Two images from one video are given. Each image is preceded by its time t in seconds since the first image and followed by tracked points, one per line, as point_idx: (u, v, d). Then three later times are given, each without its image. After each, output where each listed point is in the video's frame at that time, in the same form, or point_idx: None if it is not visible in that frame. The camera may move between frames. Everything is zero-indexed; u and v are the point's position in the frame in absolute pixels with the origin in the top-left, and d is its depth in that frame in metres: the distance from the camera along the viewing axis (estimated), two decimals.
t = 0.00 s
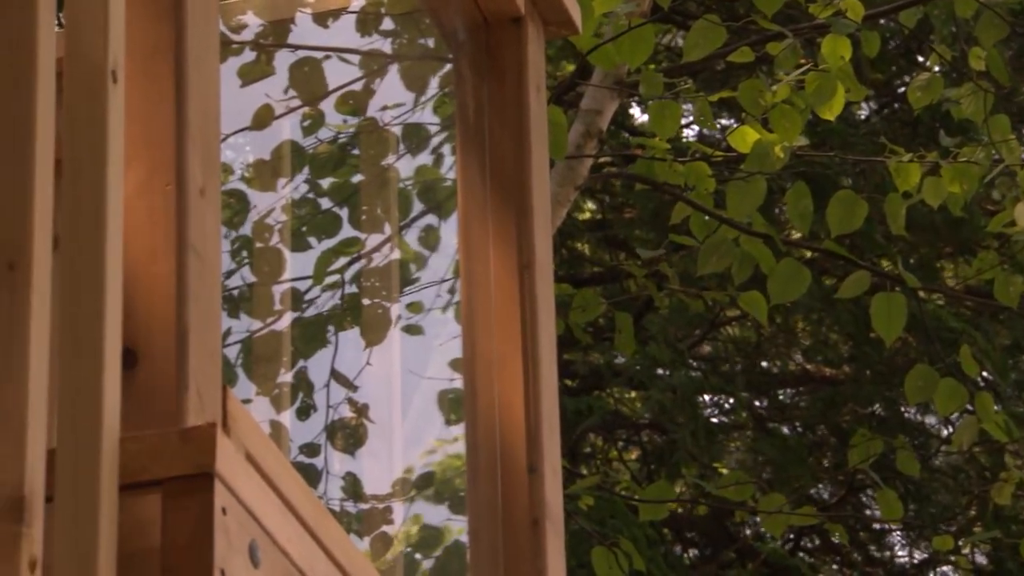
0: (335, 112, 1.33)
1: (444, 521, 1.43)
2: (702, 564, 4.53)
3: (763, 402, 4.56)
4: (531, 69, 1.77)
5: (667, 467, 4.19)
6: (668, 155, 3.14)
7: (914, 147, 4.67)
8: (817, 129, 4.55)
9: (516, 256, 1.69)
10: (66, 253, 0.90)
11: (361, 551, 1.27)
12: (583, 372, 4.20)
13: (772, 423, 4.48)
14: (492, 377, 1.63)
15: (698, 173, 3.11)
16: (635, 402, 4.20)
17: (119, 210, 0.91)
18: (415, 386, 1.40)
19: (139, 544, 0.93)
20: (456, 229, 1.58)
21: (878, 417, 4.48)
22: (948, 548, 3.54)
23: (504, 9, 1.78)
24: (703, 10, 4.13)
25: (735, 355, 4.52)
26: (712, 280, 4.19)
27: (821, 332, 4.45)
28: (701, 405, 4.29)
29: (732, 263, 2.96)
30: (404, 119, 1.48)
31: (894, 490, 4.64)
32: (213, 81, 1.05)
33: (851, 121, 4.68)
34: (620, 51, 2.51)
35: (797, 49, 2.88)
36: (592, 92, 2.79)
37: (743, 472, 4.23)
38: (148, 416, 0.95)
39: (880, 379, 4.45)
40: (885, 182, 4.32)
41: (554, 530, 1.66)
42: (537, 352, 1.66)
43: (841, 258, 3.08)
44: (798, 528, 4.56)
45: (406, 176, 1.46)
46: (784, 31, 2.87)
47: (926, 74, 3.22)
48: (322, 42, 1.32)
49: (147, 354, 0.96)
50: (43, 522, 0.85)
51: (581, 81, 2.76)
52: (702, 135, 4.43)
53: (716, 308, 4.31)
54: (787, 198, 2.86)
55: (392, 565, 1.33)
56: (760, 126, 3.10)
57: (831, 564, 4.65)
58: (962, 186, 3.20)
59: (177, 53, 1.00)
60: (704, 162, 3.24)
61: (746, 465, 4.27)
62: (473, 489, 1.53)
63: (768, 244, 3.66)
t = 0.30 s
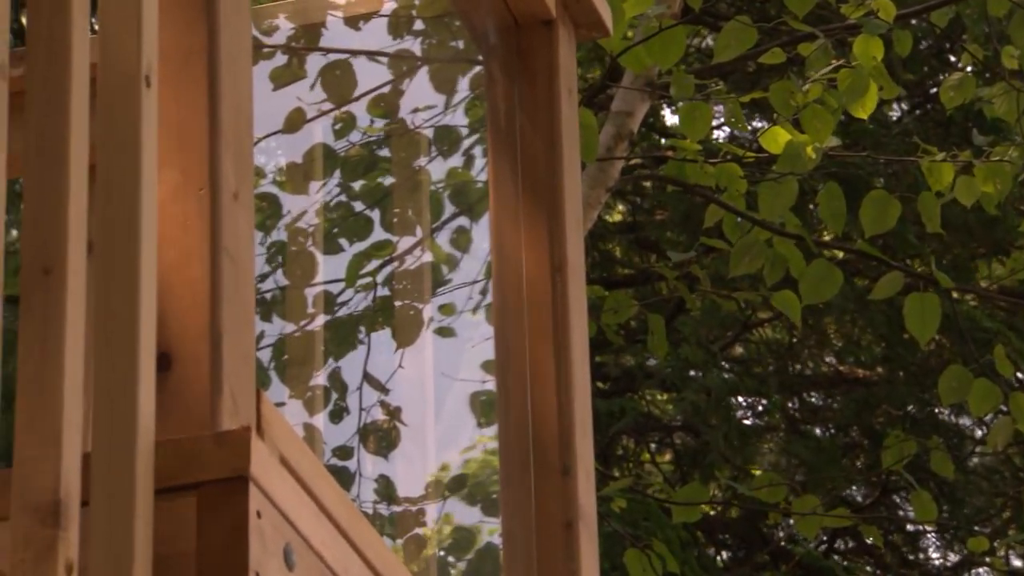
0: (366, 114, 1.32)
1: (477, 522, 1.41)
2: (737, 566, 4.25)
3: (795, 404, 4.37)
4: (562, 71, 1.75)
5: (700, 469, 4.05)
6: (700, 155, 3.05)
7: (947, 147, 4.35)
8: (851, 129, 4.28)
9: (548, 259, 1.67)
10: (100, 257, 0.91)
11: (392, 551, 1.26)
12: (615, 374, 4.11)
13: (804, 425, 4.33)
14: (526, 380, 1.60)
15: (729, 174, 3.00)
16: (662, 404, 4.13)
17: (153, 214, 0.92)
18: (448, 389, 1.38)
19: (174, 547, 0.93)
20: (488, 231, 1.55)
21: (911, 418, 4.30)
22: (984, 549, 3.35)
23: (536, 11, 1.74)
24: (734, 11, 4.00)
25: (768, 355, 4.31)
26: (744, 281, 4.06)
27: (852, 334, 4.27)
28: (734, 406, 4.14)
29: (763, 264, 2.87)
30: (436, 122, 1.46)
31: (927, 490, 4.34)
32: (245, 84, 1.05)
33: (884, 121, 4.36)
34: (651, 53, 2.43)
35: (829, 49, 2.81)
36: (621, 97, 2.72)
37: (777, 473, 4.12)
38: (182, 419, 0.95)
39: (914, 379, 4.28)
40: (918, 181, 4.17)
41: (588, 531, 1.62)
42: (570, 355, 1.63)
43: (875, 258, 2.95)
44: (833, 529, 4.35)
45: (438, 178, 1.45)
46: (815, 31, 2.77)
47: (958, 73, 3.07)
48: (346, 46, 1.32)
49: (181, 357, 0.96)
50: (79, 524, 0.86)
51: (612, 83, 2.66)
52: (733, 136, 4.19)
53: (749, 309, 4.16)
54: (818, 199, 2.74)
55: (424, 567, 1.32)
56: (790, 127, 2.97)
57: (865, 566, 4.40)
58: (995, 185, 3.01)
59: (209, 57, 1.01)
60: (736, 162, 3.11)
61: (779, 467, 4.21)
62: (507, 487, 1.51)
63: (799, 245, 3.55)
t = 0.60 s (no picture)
0: (390, 112, 1.32)
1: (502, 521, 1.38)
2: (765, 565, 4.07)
3: (820, 401, 4.15)
4: (589, 69, 1.72)
5: (728, 468, 3.95)
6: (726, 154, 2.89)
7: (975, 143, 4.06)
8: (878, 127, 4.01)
9: (576, 259, 1.63)
10: (128, 259, 0.91)
11: (420, 550, 1.25)
12: (641, 373, 4.00)
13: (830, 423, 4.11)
14: (554, 381, 1.57)
15: (755, 171, 2.85)
16: (688, 402, 4.00)
17: (180, 215, 0.92)
18: (475, 387, 1.37)
19: (203, 547, 0.93)
20: (514, 229, 1.53)
21: (940, 416, 4.08)
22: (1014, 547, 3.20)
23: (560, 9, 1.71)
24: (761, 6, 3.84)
25: (795, 354, 4.13)
26: (771, 279, 3.95)
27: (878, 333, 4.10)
28: (760, 405, 3.99)
29: (790, 263, 2.79)
30: (461, 121, 1.45)
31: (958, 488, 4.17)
32: (273, 86, 1.05)
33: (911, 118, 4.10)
34: (676, 50, 2.39)
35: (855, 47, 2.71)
36: (647, 96, 2.66)
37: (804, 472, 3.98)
38: (209, 419, 0.95)
39: (942, 377, 4.09)
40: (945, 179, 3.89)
41: (616, 531, 1.58)
42: (597, 355, 1.60)
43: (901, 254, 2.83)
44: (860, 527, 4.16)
45: (464, 177, 1.43)
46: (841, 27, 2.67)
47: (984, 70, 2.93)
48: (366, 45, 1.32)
49: (209, 358, 0.96)
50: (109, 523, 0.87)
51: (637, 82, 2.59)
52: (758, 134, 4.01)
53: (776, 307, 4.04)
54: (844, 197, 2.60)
55: (452, 565, 1.31)
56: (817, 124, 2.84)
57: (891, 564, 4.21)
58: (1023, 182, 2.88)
59: (235, 58, 1.01)
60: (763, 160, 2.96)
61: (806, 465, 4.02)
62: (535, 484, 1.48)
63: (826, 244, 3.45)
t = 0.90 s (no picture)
0: (408, 112, 1.32)
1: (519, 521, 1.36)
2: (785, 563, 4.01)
3: (840, 398, 4.09)
4: (607, 66, 1.69)
5: (746, 466, 3.86)
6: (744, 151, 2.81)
7: (995, 141, 3.91)
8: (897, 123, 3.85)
9: (594, 259, 1.61)
10: (148, 258, 0.92)
11: (441, 549, 1.24)
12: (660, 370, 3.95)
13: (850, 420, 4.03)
14: (573, 381, 1.55)
15: (773, 168, 2.74)
16: (706, 399, 3.96)
17: (198, 214, 0.93)
18: (494, 385, 1.36)
19: (224, 545, 0.93)
20: (532, 228, 1.52)
21: (960, 414, 3.99)
22: None
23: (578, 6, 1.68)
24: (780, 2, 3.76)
25: (813, 350, 4.08)
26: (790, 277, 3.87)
27: (898, 328, 4.03)
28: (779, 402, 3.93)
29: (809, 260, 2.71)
30: (479, 119, 1.43)
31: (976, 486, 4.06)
32: (291, 85, 1.05)
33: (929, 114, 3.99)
34: (694, 47, 2.28)
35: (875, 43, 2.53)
36: (665, 96, 2.62)
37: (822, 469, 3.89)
38: (229, 417, 0.96)
39: (962, 374, 4.00)
40: (966, 176, 3.72)
41: (635, 527, 1.57)
42: (616, 354, 1.58)
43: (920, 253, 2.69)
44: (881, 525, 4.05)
45: (482, 175, 1.42)
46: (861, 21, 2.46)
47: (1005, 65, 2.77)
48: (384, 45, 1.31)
49: (229, 356, 0.96)
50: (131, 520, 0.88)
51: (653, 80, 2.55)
52: (777, 132, 3.96)
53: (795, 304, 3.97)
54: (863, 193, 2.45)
55: (473, 564, 1.30)
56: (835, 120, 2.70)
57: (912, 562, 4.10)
58: None
59: (253, 57, 1.01)
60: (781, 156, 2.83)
61: (826, 462, 3.95)
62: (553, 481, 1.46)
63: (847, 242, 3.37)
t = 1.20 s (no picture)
0: (422, 114, 1.31)
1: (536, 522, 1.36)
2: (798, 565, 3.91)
3: (855, 399, 4.03)
4: (620, 67, 1.68)
5: (760, 466, 3.79)
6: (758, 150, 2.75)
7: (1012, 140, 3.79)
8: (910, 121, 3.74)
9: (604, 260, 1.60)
10: (162, 259, 0.92)
11: (455, 551, 1.23)
12: (673, 370, 3.90)
13: (864, 421, 3.99)
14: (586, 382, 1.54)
15: (787, 169, 2.69)
16: (719, 399, 3.91)
17: (212, 215, 0.93)
18: (507, 387, 1.35)
19: (237, 546, 0.93)
20: (546, 230, 1.51)
21: (973, 413, 3.93)
22: None
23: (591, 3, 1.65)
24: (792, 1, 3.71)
25: (827, 350, 3.98)
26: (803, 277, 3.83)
27: (911, 327, 3.96)
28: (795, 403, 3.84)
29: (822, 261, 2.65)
30: (493, 121, 1.43)
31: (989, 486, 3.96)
32: (303, 85, 1.05)
33: (942, 112, 3.90)
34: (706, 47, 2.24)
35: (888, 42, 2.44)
36: (682, 98, 2.58)
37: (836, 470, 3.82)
38: (242, 418, 0.96)
39: (975, 373, 3.91)
40: (980, 175, 3.64)
41: (649, 528, 1.54)
42: (630, 356, 1.56)
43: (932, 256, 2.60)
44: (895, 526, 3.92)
45: (495, 177, 1.41)
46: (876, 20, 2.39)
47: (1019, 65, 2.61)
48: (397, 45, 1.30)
49: (243, 356, 0.96)
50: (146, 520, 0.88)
51: (668, 81, 2.50)
52: (789, 132, 3.92)
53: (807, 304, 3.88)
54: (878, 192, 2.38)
55: (486, 567, 1.29)
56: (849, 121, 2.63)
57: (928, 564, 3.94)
58: None
59: (266, 57, 1.01)
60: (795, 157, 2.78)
61: (839, 463, 3.88)
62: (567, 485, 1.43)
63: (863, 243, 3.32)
